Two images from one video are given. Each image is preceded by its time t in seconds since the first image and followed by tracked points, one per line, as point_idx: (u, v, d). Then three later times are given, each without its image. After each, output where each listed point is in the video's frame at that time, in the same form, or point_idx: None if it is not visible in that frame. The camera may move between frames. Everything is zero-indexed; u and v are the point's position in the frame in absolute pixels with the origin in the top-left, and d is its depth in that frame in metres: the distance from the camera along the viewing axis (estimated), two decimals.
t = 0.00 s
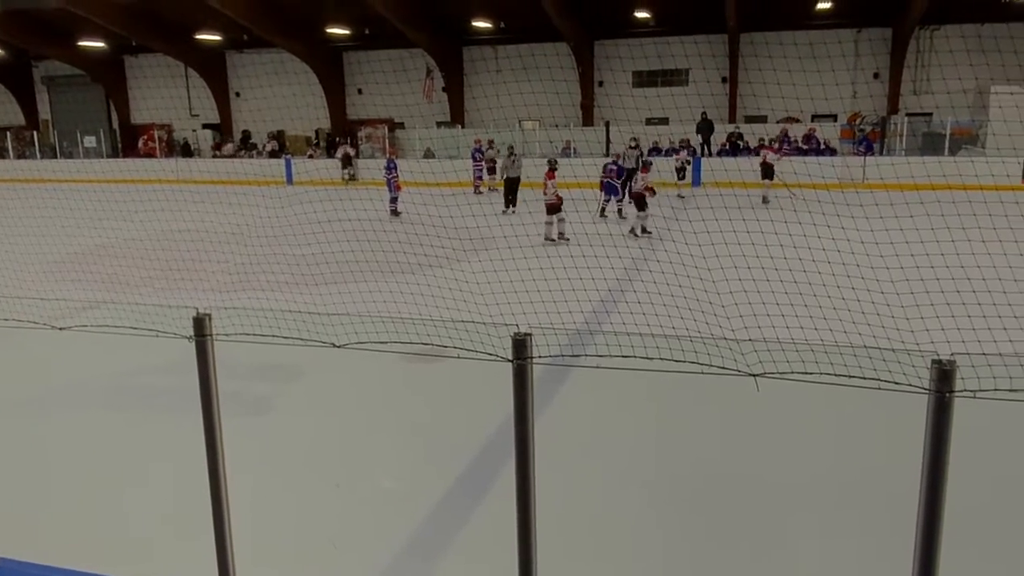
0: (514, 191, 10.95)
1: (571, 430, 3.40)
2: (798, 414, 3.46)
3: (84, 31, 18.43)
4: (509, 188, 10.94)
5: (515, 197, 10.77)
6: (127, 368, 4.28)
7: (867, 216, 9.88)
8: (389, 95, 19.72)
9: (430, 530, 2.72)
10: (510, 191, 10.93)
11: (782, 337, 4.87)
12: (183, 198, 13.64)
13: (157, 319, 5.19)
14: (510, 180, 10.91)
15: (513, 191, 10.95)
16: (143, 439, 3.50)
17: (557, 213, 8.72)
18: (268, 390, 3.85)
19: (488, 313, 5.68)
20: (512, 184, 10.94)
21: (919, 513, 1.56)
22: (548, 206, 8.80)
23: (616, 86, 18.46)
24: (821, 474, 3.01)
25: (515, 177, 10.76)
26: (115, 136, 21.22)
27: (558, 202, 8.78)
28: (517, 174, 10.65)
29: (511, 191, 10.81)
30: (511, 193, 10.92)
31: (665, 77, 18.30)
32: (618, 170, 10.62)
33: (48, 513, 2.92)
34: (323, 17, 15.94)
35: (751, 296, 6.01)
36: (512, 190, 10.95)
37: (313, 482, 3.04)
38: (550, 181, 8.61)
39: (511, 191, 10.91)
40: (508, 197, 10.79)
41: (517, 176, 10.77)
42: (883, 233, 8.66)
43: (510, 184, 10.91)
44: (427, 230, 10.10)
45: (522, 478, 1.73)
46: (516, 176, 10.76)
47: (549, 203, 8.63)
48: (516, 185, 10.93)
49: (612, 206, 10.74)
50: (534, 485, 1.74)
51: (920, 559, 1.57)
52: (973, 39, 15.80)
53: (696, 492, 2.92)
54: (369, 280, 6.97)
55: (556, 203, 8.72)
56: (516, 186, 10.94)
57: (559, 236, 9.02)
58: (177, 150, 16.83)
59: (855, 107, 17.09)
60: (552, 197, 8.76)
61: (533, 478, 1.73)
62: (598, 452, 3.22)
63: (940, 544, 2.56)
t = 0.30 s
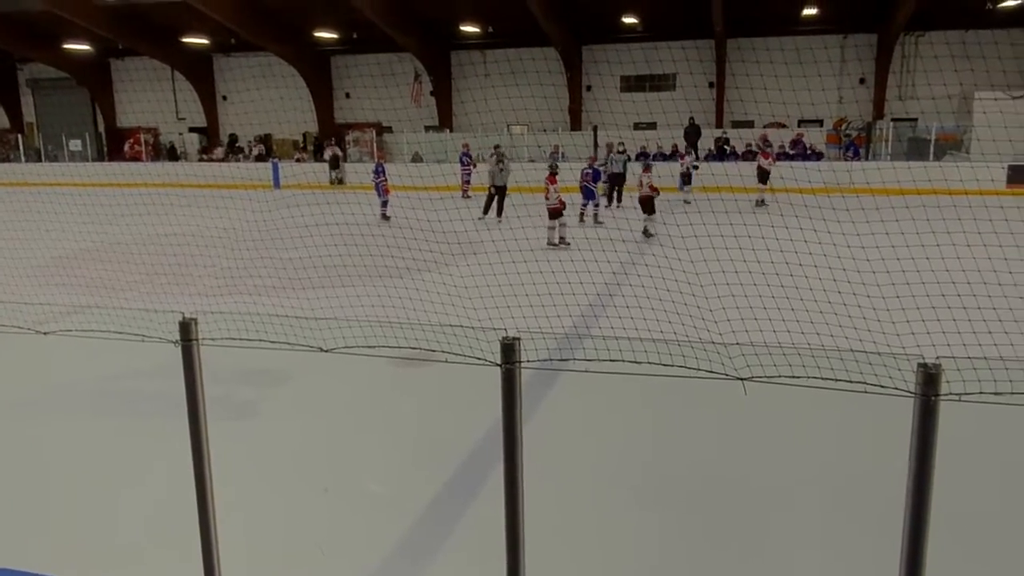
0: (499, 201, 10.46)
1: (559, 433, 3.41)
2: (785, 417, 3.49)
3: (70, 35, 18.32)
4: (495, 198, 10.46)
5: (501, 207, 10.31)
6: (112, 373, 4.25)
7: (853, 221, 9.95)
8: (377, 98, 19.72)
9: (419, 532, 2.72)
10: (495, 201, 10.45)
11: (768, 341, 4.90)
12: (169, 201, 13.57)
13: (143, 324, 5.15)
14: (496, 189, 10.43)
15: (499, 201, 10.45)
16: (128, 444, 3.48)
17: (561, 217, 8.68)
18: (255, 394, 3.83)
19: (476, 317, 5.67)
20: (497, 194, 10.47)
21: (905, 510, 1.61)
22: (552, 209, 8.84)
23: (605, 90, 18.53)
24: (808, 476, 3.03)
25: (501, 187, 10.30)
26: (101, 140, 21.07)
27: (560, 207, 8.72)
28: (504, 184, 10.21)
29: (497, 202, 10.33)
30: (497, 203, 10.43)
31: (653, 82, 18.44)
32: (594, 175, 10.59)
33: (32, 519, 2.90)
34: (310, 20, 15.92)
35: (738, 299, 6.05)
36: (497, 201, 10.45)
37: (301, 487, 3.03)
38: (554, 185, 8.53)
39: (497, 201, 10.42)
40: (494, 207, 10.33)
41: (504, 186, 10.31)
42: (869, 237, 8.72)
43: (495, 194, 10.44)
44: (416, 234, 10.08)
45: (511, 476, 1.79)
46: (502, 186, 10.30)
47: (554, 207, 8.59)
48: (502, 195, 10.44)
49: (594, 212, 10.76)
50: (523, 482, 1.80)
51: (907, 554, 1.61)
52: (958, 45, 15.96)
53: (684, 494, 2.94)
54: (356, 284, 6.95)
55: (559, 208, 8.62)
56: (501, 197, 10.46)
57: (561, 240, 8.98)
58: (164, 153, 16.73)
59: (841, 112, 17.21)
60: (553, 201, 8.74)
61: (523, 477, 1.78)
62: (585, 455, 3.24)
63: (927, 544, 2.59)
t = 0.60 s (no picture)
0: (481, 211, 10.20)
1: (542, 440, 3.41)
2: (766, 424, 3.50)
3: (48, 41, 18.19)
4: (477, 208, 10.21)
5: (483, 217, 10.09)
6: (90, 381, 4.20)
7: (833, 229, 10.04)
8: (359, 105, 19.80)
9: (400, 541, 2.70)
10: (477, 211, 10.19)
11: (749, 348, 4.94)
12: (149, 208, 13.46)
13: (122, 332, 5.10)
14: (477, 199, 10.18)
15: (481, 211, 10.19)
16: (105, 454, 3.43)
17: (555, 227, 8.76)
18: (236, 404, 3.80)
19: (458, 326, 5.66)
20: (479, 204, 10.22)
21: (885, 516, 1.62)
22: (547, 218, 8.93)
23: (586, 99, 18.69)
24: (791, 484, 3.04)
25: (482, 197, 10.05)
26: (79, 147, 20.86)
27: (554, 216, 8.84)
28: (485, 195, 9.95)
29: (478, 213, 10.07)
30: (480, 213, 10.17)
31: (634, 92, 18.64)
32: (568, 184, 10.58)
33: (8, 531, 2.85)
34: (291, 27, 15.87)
35: (719, 307, 6.08)
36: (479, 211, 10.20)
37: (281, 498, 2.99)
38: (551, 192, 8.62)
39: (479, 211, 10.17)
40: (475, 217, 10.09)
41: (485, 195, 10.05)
42: (849, 246, 8.80)
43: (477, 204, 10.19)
44: (398, 241, 10.06)
45: (493, 481, 1.79)
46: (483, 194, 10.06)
47: (548, 217, 8.70)
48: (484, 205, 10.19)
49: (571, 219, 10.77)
50: (505, 484, 1.80)
51: (888, 558, 1.62)
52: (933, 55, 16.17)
53: (668, 500, 2.94)
54: (339, 292, 6.94)
55: (553, 217, 8.79)
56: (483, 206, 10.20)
57: (554, 248, 9.05)
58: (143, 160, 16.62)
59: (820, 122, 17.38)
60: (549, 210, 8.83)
61: (503, 483, 1.78)
62: (569, 462, 3.24)
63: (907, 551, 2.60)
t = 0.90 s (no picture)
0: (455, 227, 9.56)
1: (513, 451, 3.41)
2: (735, 432, 3.54)
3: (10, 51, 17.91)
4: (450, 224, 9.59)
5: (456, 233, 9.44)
6: (52, 396, 4.12)
7: (800, 241, 10.19)
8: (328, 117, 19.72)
9: (374, 552, 2.70)
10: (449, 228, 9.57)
11: (717, 359, 4.99)
12: (114, 220, 13.26)
13: (85, 345, 5.01)
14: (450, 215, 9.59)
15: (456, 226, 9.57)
16: (68, 469, 3.37)
17: (538, 238, 8.75)
18: (203, 418, 3.75)
19: (428, 338, 5.64)
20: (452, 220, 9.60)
21: (852, 516, 1.67)
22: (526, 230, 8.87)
23: (556, 112, 18.80)
24: (760, 492, 3.08)
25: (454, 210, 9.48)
26: (41, 158, 20.47)
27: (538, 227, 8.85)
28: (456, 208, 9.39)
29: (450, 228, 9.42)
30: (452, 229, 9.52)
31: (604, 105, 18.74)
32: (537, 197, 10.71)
33: None
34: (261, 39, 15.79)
35: (688, 318, 6.14)
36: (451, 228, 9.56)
37: (250, 513, 2.96)
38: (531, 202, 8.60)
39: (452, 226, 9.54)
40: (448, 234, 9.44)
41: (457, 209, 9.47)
42: (815, 257, 8.93)
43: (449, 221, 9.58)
44: (368, 254, 10.01)
45: (464, 488, 1.82)
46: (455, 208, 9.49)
47: (530, 228, 8.70)
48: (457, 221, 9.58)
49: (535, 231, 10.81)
50: (476, 487, 1.82)
51: (855, 560, 1.67)
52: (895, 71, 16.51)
53: (639, 509, 2.97)
54: (308, 304, 6.89)
55: (536, 228, 8.82)
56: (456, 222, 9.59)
57: (537, 259, 9.02)
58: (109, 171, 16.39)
59: (785, 136, 17.61)
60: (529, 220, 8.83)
61: (475, 489, 1.81)
62: (541, 472, 3.25)
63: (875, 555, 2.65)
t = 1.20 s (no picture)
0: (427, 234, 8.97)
1: (492, 453, 3.40)
2: (714, 431, 3.56)
3: None
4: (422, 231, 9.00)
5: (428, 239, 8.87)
6: (22, 401, 4.05)
7: (777, 241, 10.27)
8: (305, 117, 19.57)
9: (353, 557, 2.69)
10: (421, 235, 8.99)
11: (696, 359, 5.01)
12: (87, 223, 13.10)
13: (57, 350, 4.93)
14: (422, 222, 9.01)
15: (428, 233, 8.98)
16: (38, 476, 3.31)
17: (527, 240, 8.78)
18: (178, 422, 3.70)
19: (407, 340, 5.62)
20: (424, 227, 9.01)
21: (830, 514, 1.68)
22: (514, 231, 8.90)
23: (534, 113, 18.80)
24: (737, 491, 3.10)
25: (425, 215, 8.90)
26: (12, 160, 20.17)
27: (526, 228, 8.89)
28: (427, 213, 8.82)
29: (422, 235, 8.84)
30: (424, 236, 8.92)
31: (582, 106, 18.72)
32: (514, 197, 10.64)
33: None
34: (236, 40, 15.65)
35: (667, 318, 6.17)
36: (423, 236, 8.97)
37: (225, 518, 2.93)
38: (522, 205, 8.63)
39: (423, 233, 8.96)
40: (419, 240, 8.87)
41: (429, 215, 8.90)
42: (791, 257, 9.00)
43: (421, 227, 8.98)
44: (345, 256, 9.95)
45: (444, 490, 1.81)
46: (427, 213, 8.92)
47: (519, 230, 8.73)
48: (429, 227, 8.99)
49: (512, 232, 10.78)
50: (454, 488, 1.81)
51: (833, 556, 1.69)
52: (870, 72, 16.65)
53: (618, 508, 2.98)
54: (285, 307, 6.84)
55: (524, 231, 8.83)
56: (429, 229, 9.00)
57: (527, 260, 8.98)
58: (82, 173, 16.18)
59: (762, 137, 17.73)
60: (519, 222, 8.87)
61: (454, 492, 1.81)
62: (519, 474, 3.24)
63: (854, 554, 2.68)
